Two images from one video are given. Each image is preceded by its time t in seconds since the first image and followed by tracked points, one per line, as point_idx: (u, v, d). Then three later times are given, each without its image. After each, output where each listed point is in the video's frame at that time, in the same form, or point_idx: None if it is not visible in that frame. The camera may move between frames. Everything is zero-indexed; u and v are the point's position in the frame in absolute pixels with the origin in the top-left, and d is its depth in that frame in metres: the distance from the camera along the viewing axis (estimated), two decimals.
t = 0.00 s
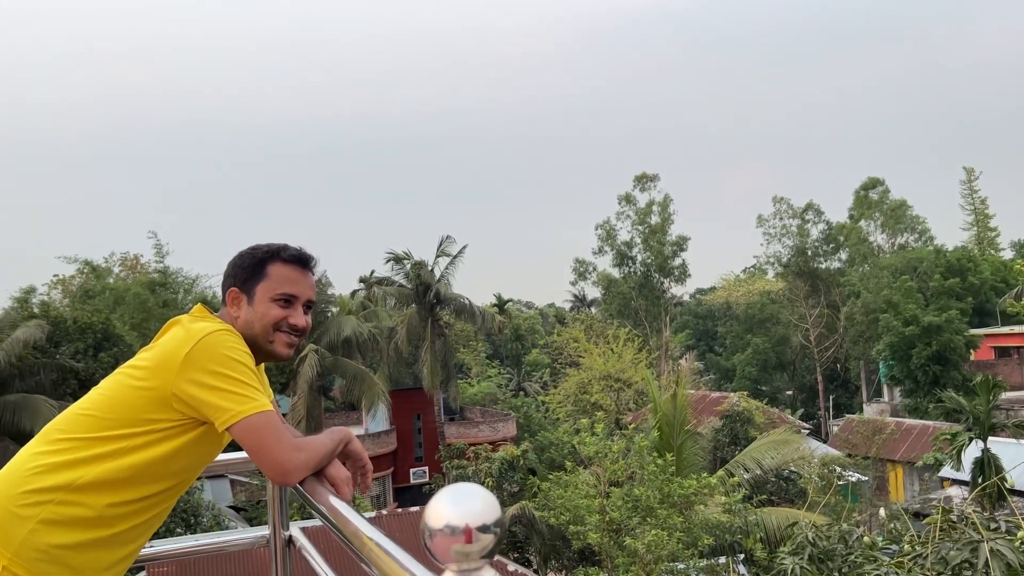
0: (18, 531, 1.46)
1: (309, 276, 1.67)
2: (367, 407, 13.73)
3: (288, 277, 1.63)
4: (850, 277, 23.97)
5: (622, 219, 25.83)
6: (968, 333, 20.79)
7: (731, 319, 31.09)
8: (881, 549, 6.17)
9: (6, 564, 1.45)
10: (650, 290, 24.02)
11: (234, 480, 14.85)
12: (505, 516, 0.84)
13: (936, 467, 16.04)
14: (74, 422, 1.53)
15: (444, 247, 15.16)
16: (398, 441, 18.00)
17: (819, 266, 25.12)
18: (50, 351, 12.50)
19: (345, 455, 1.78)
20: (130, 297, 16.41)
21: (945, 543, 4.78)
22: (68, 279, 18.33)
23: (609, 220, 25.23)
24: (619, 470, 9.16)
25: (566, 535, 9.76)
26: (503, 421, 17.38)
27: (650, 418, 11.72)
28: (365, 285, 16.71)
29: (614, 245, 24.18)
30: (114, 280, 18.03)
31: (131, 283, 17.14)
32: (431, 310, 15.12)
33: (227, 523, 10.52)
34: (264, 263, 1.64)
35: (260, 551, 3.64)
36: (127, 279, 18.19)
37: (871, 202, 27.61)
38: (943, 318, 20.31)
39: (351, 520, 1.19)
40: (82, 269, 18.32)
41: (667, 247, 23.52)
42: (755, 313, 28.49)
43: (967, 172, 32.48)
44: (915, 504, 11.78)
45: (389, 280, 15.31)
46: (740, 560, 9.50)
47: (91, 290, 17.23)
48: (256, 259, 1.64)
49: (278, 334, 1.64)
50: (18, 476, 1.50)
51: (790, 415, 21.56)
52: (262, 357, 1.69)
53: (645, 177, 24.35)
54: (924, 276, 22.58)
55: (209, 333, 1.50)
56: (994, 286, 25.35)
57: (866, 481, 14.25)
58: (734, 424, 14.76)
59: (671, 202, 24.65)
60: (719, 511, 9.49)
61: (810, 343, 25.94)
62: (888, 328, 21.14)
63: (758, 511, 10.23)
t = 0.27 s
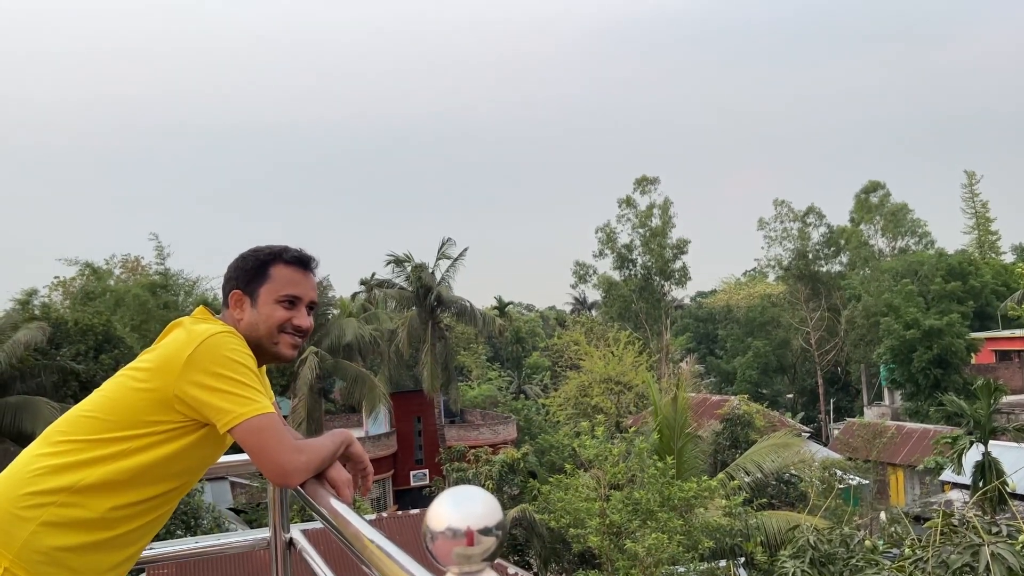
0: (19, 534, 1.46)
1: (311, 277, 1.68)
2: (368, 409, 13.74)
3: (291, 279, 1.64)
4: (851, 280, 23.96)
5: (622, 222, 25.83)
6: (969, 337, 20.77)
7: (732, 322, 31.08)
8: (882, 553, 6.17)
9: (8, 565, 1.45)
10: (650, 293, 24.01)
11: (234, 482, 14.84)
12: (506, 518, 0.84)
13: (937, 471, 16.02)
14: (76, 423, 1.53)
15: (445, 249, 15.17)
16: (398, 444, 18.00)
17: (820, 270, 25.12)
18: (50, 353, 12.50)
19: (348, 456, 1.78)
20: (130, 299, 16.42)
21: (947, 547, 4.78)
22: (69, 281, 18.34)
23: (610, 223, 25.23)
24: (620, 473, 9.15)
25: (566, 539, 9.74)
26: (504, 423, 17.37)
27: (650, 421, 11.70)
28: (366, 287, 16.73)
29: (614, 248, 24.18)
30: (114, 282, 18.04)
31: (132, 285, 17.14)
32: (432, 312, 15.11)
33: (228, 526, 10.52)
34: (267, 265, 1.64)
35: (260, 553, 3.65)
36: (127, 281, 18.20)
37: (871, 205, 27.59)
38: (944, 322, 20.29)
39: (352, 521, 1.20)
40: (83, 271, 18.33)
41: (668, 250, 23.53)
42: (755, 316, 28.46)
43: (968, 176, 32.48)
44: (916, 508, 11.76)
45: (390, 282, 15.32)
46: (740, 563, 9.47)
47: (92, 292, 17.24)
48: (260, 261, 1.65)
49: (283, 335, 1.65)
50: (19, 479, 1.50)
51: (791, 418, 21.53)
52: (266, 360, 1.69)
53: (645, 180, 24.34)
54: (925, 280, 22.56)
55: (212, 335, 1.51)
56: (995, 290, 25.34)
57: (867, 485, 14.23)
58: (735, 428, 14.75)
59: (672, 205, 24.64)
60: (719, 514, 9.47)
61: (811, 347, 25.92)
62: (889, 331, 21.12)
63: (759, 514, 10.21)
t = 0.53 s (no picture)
0: (20, 533, 1.46)
1: (312, 276, 1.68)
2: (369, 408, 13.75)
3: (293, 278, 1.64)
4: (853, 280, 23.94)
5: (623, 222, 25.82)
6: (971, 337, 20.74)
7: (733, 322, 31.04)
8: (884, 552, 6.16)
9: (8, 564, 1.45)
10: (651, 293, 24.00)
11: (235, 481, 14.85)
12: (508, 518, 0.84)
13: (938, 471, 16.00)
14: (76, 423, 1.53)
15: (447, 249, 15.18)
16: (400, 443, 18.00)
17: (822, 270, 25.10)
18: (52, 352, 12.51)
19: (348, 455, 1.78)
20: (132, 298, 16.42)
21: (948, 548, 4.78)
22: (71, 280, 18.36)
23: (611, 223, 25.21)
24: (621, 472, 9.15)
25: (567, 538, 9.76)
26: (505, 423, 17.38)
27: (651, 421, 11.71)
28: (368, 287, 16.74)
29: (615, 248, 24.17)
30: (116, 281, 18.05)
31: (133, 284, 17.14)
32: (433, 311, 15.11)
33: (229, 525, 10.52)
34: (268, 265, 1.64)
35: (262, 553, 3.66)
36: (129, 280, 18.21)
37: (872, 205, 27.58)
38: (946, 322, 20.27)
39: (353, 520, 1.20)
40: (85, 270, 18.35)
41: (669, 250, 23.52)
42: (756, 316, 28.44)
43: (970, 176, 32.46)
44: (917, 508, 11.75)
45: (392, 282, 15.32)
46: (741, 563, 9.48)
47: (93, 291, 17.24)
48: (260, 261, 1.65)
49: (285, 335, 1.65)
50: (20, 478, 1.50)
51: (792, 418, 21.51)
52: (269, 359, 1.69)
53: (646, 179, 24.33)
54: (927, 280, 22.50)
55: (213, 334, 1.51)
56: (997, 290, 25.31)
57: (868, 485, 14.23)
58: (736, 428, 14.74)
59: (673, 205, 24.62)
60: (721, 514, 9.47)
61: (812, 347, 25.90)
62: (891, 331, 21.10)
63: (760, 514, 10.21)
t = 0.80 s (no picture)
0: (21, 527, 1.46)
1: (314, 272, 1.68)
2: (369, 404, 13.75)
3: (295, 273, 1.64)
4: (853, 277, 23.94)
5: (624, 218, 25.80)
6: (971, 334, 20.74)
7: (733, 318, 31.04)
8: (883, 548, 6.17)
9: (10, 558, 1.45)
10: (652, 289, 24.00)
11: (236, 477, 14.86)
12: (510, 512, 0.84)
13: (938, 467, 16.02)
14: (78, 417, 1.53)
15: (448, 245, 15.17)
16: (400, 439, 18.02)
17: (822, 266, 25.10)
18: (53, 347, 12.51)
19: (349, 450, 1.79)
20: (132, 293, 16.42)
21: (948, 544, 4.78)
22: (72, 275, 18.36)
23: (612, 219, 25.20)
24: (621, 469, 9.16)
25: (567, 533, 9.78)
26: (505, 419, 17.40)
27: (651, 417, 11.73)
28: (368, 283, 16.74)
29: (616, 244, 24.17)
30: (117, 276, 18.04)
31: (134, 280, 17.14)
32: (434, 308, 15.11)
33: (230, 520, 10.54)
34: (270, 260, 1.64)
35: (263, 548, 3.66)
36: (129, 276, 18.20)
37: (873, 202, 27.57)
38: (946, 319, 20.27)
39: (354, 515, 1.20)
40: (86, 265, 18.35)
41: (670, 247, 23.51)
42: (757, 313, 28.46)
43: (970, 173, 32.42)
44: (916, 504, 11.76)
45: (392, 278, 15.32)
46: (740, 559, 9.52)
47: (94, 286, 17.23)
48: (262, 256, 1.65)
49: (287, 330, 1.65)
50: (21, 472, 1.51)
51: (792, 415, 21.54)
52: (270, 354, 1.69)
53: (647, 176, 24.31)
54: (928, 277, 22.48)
55: (214, 328, 1.51)
56: (997, 287, 25.30)
57: (868, 481, 14.25)
58: (736, 424, 14.77)
59: (673, 201, 24.61)
60: (720, 510, 9.50)
61: (812, 343, 25.91)
62: (891, 328, 21.11)
63: (759, 510, 10.23)
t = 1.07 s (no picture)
0: (21, 518, 1.46)
1: (316, 264, 1.68)
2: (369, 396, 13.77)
3: (298, 265, 1.64)
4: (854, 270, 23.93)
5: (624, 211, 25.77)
6: (971, 327, 20.75)
7: (733, 311, 31.04)
8: (882, 540, 6.18)
9: (10, 549, 1.45)
10: (652, 282, 23.99)
11: (236, 469, 14.90)
12: (512, 501, 0.84)
13: (937, 461, 16.05)
14: (78, 407, 1.53)
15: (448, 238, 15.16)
16: (400, 431, 18.05)
17: (822, 259, 25.09)
18: (54, 339, 12.52)
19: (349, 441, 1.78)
20: (132, 285, 16.41)
21: (948, 536, 4.79)
22: (72, 267, 18.35)
23: (612, 212, 25.18)
24: (620, 461, 9.16)
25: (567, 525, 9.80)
26: (505, 411, 17.43)
27: (651, 409, 11.75)
28: (368, 275, 16.74)
29: (616, 237, 24.15)
30: (117, 268, 18.04)
31: (134, 272, 17.13)
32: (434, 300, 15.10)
33: (230, 511, 10.56)
34: (273, 250, 1.63)
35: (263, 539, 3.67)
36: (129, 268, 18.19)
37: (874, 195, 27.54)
38: (946, 312, 20.28)
39: (356, 504, 1.20)
40: (86, 257, 18.33)
41: (670, 240, 23.51)
42: (757, 306, 28.46)
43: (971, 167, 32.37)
44: (916, 497, 11.78)
45: (392, 270, 15.32)
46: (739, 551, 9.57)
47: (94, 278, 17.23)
48: (265, 246, 1.64)
49: (288, 323, 1.65)
50: (22, 462, 1.50)
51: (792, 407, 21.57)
52: (271, 346, 1.69)
53: (648, 168, 24.27)
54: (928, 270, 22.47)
55: (214, 319, 1.50)
56: (997, 281, 25.29)
57: (867, 474, 14.28)
58: (736, 417, 14.78)
59: (673, 194, 24.59)
60: (720, 502, 9.53)
61: (812, 336, 25.92)
62: (891, 321, 21.12)
63: (758, 502, 10.26)
